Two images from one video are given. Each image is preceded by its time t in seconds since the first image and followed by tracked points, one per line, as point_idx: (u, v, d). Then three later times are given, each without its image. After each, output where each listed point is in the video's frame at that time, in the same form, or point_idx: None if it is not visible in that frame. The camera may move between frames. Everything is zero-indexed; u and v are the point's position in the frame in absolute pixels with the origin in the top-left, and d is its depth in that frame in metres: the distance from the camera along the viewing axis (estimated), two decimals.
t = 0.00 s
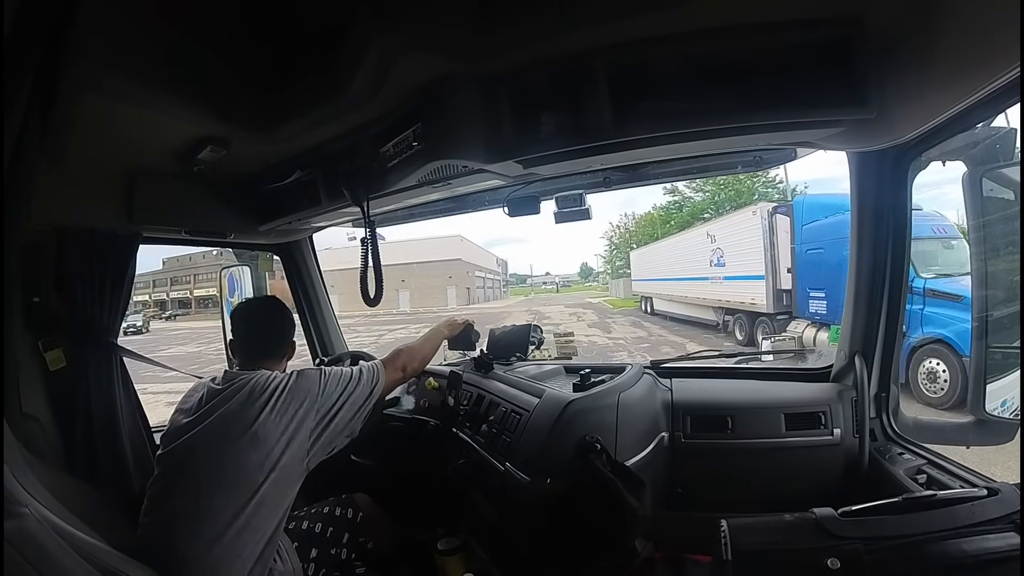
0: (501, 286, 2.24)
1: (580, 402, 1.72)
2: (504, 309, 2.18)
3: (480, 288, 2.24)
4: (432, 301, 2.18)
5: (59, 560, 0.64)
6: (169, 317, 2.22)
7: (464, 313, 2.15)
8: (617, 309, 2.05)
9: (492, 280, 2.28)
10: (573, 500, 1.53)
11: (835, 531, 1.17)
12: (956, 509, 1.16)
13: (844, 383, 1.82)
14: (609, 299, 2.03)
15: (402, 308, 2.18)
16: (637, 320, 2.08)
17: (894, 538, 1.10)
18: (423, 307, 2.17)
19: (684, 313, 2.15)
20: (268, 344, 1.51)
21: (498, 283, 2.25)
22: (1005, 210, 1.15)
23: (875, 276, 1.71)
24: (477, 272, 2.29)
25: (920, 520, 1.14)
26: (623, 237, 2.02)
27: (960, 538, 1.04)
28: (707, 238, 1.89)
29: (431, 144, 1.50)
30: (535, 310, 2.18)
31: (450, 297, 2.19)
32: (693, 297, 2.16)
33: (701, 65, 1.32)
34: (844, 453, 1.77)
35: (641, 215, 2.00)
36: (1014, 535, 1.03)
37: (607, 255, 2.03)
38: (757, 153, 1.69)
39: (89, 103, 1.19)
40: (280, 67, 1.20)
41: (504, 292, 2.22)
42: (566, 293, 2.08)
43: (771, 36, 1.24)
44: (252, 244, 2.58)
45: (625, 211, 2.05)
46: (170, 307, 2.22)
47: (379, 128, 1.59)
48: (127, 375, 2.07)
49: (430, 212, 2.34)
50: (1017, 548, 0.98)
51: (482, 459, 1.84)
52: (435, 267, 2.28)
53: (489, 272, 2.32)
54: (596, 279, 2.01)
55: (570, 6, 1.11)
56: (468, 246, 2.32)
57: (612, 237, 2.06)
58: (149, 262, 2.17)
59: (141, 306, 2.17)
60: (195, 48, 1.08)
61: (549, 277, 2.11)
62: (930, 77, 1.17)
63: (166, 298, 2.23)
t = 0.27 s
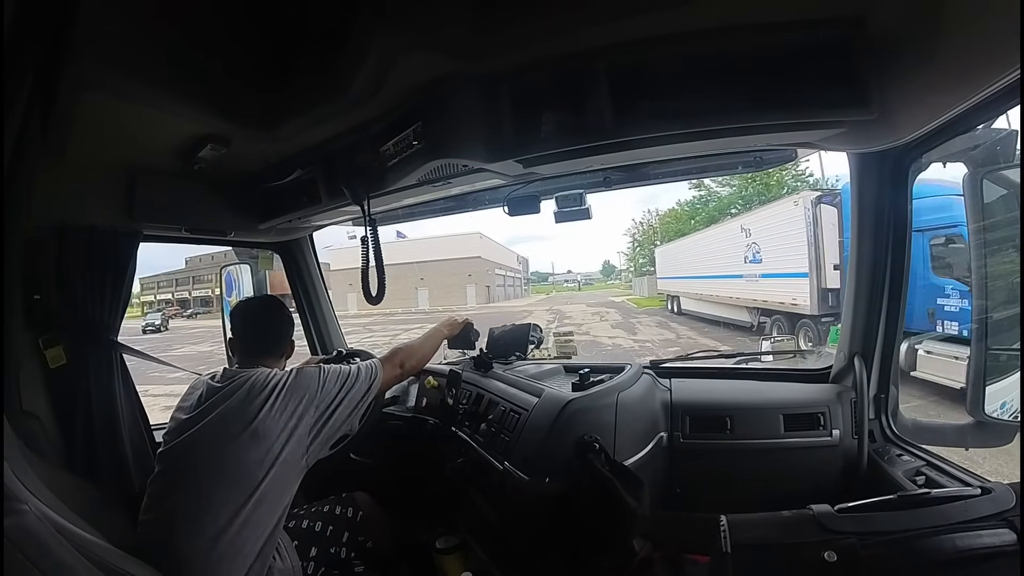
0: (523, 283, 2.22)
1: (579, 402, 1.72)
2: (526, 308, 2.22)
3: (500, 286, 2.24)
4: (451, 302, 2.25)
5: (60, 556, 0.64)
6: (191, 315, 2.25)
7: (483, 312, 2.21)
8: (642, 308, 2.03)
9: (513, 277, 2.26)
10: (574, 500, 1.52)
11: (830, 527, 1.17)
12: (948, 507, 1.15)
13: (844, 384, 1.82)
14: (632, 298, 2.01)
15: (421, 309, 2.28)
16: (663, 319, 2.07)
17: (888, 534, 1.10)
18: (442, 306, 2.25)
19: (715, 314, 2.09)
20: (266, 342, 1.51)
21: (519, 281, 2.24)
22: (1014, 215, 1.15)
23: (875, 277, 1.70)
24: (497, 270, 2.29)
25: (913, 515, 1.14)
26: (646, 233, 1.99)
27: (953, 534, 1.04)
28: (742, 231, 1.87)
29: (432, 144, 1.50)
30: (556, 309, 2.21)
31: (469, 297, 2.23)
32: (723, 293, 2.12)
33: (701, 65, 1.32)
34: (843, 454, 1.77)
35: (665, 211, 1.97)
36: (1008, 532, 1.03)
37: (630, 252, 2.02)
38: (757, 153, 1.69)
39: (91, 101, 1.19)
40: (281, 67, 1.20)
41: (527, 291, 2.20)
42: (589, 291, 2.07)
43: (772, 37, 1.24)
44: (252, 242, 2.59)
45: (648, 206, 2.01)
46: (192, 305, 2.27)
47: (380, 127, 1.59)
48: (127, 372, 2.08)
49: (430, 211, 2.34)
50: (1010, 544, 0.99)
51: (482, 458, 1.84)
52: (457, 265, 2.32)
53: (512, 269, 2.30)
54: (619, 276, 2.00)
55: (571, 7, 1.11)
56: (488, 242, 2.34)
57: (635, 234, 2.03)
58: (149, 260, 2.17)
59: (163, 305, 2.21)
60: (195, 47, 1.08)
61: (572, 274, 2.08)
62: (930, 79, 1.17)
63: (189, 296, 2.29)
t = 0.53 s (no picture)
0: (543, 282, 2.13)
1: (579, 401, 1.72)
2: (545, 308, 2.15)
3: (519, 285, 2.14)
4: (468, 300, 2.19)
5: (60, 556, 0.64)
6: (210, 314, 2.37)
7: (503, 311, 2.15)
8: (668, 308, 1.94)
9: (532, 276, 2.16)
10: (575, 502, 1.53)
11: (834, 530, 1.17)
12: (952, 509, 1.15)
13: (844, 383, 1.82)
14: (656, 297, 1.94)
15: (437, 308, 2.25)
16: (691, 320, 1.98)
17: (892, 537, 1.10)
18: (461, 305, 2.21)
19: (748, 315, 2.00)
20: (267, 342, 1.51)
21: (540, 280, 2.13)
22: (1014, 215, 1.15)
23: (876, 276, 1.70)
24: (517, 268, 2.19)
25: (917, 519, 1.14)
26: (669, 230, 1.89)
27: (958, 537, 1.04)
28: (779, 225, 1.66)
29: (432, 143, 1.50)
30: (577, 309, 2.12)
31: (489, 295, 2.15)
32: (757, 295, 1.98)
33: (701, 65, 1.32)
34: (844, 454, 1.77)
35: (689, 208, 1.90)
36: (1010, 535, 1.03)
37: (653, 249, 1.91)
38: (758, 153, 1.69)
39: (91, 101, 1.19)
40: (280, 66, 1.20)
41: (546, 289, 2.12)
42: (611, 290, 1.99)
43: (772, 37, 1.24)
44: (252, 242, 2.58)
45: (672, 204, 1.94)
46: (211, 305, 2.39)
47: (380, 127, 1.59)
48: (128, 372, 2.08)
49: (431, 211, 2.34)
50: (1014, 547, 0.98)
51: (482, 458, 1.84)
52: (473, 263, 2.22)
53: (530, 267, 2.19)
54: (642, 275, 1.91)
55: (571, 7, 1.11)
56: (508, 241, 2.27)
57: (657, 231, 1.92)
58: (149, 259, 2.17)
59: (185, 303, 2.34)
60: (195, 47, 1.08)
61: (593, 273, 2.04)
62: (931, 79, 1.17)
63: (209, 296, 2.41)
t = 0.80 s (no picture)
0: (564, 280, 2.15)
1: (580, 401, 1.72)
2: (568, 306, 2.14)
3: (540, 283, 2.14)
4: (486, 299, 2.19)
5: (61, 556, 0.64)
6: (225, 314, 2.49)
7: (523, 309, 2.15)
8: (694, 307, 1.90)
9: (554, 274, 2.17)
10: (575, 501, 1.54)
11: (830, 526, 1.16)
12: (952, 505, 1.14)
13: (845, 383, 1.82)
14: (681, 296, 1.89)
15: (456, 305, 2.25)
16: (719, 320, 1.93)
17: (894, 532, 1.10)
18: (480, 303, 2.20)
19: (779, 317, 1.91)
20: (270, 343, 1.51)
21: (560, 278, 2.15)
22: (1005, 209, 1.16)
23: (877, 275, 1.70)
24: (537, 266, 2.18)
25: (917, 514, 1.14)
26: (695, 226, 1.86)
27: (955, 533, 1.03)
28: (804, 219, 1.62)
29: (432, 144, 1.50)
30: (598, 308, 2.09)
31: (507, 293, 2.15)
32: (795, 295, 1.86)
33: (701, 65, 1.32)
34: (845, 453, 1.77)
35: (714, 204, 1.85)
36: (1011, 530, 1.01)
37: (676, 247, 1.89)
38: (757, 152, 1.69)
39: (93, 102, 1.19)
40: (280, 67, 1.20)
41: (567, 287, 2.14)
42: (633, 288, 1.96)
43: (771, 36, 1.24)
44: (253, 243, 2.59)
45: (695, 200, 1.91)
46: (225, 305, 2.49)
47: (380, 127, 1.59)
48: (129, 373, 2.08)
49: (431, 212, 2.34)
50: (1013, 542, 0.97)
51: (482, 458, 1.83)
52: (492, 261, 2.22)
53: (551, 265, 2.20)
54: (664, 273, 1.87)
55: (570, 7, 1.11)
56: (527, 238, 2.23)
57: (680, 228, 1.90)
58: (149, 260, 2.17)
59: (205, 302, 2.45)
60: (195, 48, 1.08)
61: (615, 271, 2.00)
62: (930, 77, 1.17)
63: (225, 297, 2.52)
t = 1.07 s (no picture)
0: (584, 278, 2.00)
1: (583, 402, 1.70)
2: (585, 309, 2.05)
3: (560, 281, 2.04)
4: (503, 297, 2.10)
5: (64, 557, 0.64)
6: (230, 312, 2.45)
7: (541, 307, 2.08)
8: (720, 306, 1.83)
9: (573, 272, 2.03)
10: (579, 506, 1.56)
11: (833, 524, 1.16)
12: (952, 504, 1.13)
13: (848, 381, 1.83)
14: (705, 294, 1.81)
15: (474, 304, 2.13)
16: (749, 321, 1.87)
17: (894, 531, 1.10)
18: (497, 302, 2.12)
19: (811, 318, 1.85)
20: (264, 337, 1.48)
21: (581, 276, 2.01)
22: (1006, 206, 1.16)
23: (879, 273, 1.70)
24: (556, 263, 2.06)
25: (922, 513, 1.14)
26: (719, 223, 1.79)
27: (958, 530, 1.03)
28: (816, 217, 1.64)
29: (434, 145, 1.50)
30: (620, 308, 2.00)
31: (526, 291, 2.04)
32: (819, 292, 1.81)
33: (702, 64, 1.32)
34: (848, 452, 1.76)
35: (738, 200, 1.79)
36: (1014, 528, 1.02)
37: (698, 244, 1.81)
38: (759, 151, 1.68)
39: (94, 104, 1.19)
40: (281, 68, 1.20)
41: (587, 285, 1.99)
42: (654, 287, 1.87)
43: (772, 35, 1.24)
44: (255, 245, 2.58)
45: (718, 196, 1.85)
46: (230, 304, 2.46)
47: (382, 128, 1.59)
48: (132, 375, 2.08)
49: (432, 212, 2.34)
50: (1016, 540, 0.97)
51: (485, 459, 1.83)
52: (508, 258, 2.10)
53: (570, 263, 2.06)
54: (686, 271, 1.79)
55: (571, 6, 1.10)
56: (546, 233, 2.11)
57: (703, 225, 1.83)
58: (150, 262, 2.16)
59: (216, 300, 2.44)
60: (197, 50, 1.08)
61: (635, 269, 1.90)
62: (932, 76, 1.17)
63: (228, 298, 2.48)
